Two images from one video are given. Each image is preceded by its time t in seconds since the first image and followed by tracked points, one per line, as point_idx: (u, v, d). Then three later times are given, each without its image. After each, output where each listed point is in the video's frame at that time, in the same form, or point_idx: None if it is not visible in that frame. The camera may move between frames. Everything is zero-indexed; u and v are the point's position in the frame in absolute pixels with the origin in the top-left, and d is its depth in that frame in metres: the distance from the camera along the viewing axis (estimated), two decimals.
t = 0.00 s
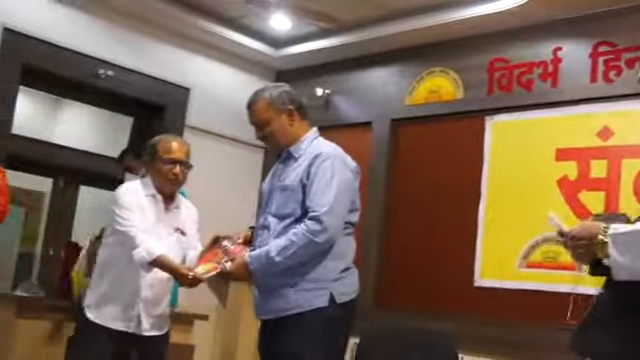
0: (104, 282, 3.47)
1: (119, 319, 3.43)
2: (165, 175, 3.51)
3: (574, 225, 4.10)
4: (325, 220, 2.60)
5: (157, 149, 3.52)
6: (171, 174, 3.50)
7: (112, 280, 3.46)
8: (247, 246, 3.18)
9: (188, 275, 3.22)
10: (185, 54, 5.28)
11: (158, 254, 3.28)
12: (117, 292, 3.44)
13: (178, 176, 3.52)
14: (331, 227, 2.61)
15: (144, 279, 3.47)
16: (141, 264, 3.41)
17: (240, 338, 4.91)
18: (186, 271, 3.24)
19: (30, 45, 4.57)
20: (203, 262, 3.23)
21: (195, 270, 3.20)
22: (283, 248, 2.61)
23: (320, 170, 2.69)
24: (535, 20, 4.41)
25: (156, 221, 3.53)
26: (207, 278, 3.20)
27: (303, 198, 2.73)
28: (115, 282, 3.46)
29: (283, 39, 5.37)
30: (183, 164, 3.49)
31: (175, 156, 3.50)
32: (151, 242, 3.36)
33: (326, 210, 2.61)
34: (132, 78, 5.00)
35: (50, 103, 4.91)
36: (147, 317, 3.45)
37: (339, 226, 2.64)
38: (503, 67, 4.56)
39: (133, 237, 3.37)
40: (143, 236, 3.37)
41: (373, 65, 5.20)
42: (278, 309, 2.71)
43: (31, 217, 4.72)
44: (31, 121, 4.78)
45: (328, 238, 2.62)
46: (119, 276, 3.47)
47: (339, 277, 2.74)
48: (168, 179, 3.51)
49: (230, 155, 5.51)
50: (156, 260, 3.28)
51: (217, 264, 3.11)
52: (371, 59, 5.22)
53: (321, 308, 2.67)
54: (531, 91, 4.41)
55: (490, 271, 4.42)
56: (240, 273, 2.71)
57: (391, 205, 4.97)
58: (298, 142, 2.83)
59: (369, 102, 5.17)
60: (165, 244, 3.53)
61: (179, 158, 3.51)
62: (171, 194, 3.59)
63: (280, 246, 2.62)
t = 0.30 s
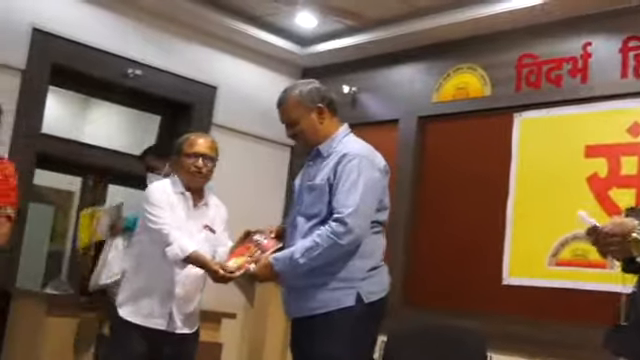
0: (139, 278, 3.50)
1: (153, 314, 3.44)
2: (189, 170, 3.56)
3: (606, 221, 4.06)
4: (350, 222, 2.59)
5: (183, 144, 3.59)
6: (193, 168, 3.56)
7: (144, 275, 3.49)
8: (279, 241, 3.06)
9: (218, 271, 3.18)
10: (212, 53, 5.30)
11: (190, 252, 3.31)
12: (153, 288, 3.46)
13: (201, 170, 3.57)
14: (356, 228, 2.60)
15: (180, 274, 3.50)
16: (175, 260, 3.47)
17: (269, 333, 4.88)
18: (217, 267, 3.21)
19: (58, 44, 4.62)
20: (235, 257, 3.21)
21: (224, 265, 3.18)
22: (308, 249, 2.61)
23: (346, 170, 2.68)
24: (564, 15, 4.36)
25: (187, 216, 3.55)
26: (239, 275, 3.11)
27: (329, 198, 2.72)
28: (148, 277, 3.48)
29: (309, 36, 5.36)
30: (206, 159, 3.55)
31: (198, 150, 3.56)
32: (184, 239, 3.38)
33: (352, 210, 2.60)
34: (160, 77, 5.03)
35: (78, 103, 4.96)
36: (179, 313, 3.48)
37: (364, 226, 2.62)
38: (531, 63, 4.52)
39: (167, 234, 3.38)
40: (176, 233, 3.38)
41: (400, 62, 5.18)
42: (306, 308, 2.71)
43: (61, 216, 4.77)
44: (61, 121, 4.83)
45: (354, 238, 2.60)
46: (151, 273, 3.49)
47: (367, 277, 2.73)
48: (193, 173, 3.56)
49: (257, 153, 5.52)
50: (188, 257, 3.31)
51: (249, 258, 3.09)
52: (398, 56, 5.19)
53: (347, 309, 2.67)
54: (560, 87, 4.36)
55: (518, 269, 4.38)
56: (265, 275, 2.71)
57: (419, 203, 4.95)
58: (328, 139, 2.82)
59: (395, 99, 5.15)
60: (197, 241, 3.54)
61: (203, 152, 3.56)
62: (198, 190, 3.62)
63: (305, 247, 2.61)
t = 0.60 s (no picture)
0: (159, 277, 3.51)
1: (174, 314, 3.46)
2: (198, 168, 3.58)
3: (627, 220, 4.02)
4: (367, 222, 2.58)
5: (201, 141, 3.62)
6: (202, 165, 3.57)
7: (165, 277, 3.51)
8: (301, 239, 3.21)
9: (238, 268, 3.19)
10: (231, 54, 5.31)
11: (212, 252, 3.32)
12: (173, 286, 3.49)
13: (210, 167, 3.58)
14: (374, 229, 2.60)
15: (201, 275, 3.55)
16: (199, 261, 3.46)
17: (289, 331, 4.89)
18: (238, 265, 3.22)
19: (77, 46, 4.65)
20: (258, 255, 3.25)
21: (246, 261, 3.17)
22: (325, 250, 2.61)
23: (364, 170, 2.68)
24: (584, 13, 4.33)
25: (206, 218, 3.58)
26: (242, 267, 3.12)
27: (348, 198, 2.72)
28: (169, 277, 3.51)
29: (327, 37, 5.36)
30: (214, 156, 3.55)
31: (207, 148, 3.56)
32: (205, 240, 3.39)
33: (370, 209, 2.60)
34: (179, 78, 5.06)
35: (97, 106, 5.00)
36: (200, 314, 3.52)
37: (383, 227, 2.62)
38: (551, 62, 4.49)
39: (187, 236, 3.39)
40: (198, 233, 3.39)
41: (418, 61, 5.16)
42: (327, 308, 2.71)
43: (81, 218, 4.81)
44: (81, 123, 4.88)
45: (371, 239, 2.60)
46: (173, 274, 3.51)
47: (387, 277, 2.72)
48: (203, 171, 3.58)
49: (276, 153, 5.53)
50: (209, 257, 3.32)
51: (272, 255, 3.11)
52: (416, 56, 5.18)
53: (366, 309, 2.66)
54: (581, 86, 4.33)
55: (539, 269, 4.36)
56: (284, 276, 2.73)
57: (438, 202, 4.94)
58: (349, 139, 2.82)
59: (414, 99, 5.13)
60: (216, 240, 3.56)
61: (212, 150, 3.56)
62: (215, 192, 3.66)
63: (323, 248, 2.62)
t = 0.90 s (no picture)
0: (159, 284, 3.50)
1: (172, 322, 3.46)
2: (197, 176, 3.58)
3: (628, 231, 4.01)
4: (367, 232, 2.58)
5: (202, 148, 3.62)
6: (202, 172, 3.57)
7: (165, 285, 3.50)
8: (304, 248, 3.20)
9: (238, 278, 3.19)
10: (233, 62, 5.31)
11: (211, 259, 3.34)
12: (172, 293, 3.48)
13: (210, 175, 3.58)
14: (374, 238, 2.59)
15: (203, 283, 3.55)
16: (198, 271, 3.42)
17: (289, 339, 4.87)
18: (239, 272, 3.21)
19: (79, 53, 4.66)
20: (259, 263, 3.23)
21: (249, 269, 3.16)
22: (324, 261, 2.61)
23: (366, 180, 2.67)
24: (588, 23, 4.33)
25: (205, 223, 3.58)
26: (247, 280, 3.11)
27: (349, 208, 2.71)
28: (169, 283, 3.50)
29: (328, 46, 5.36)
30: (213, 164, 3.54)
31: (206, 155, 3.57)
32: (204, 247, 3.40)
33: (370, 220, 2.59)
34: (181, 86, 5.06)
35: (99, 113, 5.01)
36: (199, 321, 3.52)
37: (383, 237, 2.61)
38: (553, 72, 4.48)
39: (186, 246, 3.39)
40: (197, 242, 3.39)
41: (421, 71, 5.16)
42: (328, 318, 2.71)
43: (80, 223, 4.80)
44: (83, 131, 4.88)
45: (372, 249, 2.59)
46: (172, 281, 3.51)
47: (388, 286, 2.70)
48: (203, 178, 3.57)
49: (278, 161, 5.52)
50: (209, 265, 3.33)
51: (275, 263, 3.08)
52: (419, 65, 5.18)
53: (366, 319, 2.65)
54: (583, 96, 4.32)
55: (540, 279, 4.34)
56: (285, 287, 2.71)
57: (440, 212, 4.92)
58: (352, 147, 2.82)
59: (416, 108, 5.13)
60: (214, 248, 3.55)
61: (211, 157, 3.56)
62: (214, 200, 3.65)
63: (322, 259, 2.61)
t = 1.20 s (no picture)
0: (169, 277, 3.52)
1: (183, 316, 3.47)
2: (204, 170, 3.60)
3: None
4: (380, 226, 2.58)
5: (209, 142, 3.63)
6: (208, 166, 3.59)
7: (175, 280, 3.50)
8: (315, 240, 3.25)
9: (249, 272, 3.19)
10: (242, 57, 5.31)
11: (221, 254, 3.36)
12: (182, 287, 3.49)
13: (217, 169, 3.59)
14: (386, 233, 2.59)
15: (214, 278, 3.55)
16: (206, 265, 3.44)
17: (300, 332, 4.89)
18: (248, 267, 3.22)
19: (89, 49, 4.67)
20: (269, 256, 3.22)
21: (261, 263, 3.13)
22: (337, 256, 2.61)
23: (378, 174, 2.68)
24: (598, 15, 4.31)
25: (213, 217, 3.58)
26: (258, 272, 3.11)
27: (361, 202, 2.72)
28: (179, 277, 3.50)
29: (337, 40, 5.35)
30: (219, 158, 3.56)
31: (211, 149, 3.59)
32: (213, 243, 3.41)
33: (382, 215, 2.59)
34: (191, 82, 5.06)
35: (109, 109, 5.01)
36: (209, 314, 3.54)
37: (395, 231, 2.61)
38: (564, 65, 4.46)
39: (194, 242, 3.39)
40: (206, 238, 3.41)
41: (430, 64, 5.15)
42: (339, 311, 2.71)
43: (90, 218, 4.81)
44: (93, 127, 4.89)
45: (384, 244, 2.59)
46: (183, 276, 3.51)
47: (399, 281, 2.70)
48: (210, 173, 3.58)
49: (287, 156, 5.52)
50: (217, 261, 3.36)
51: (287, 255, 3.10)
52: (428, 59, 5.16)
53: (377, 313, 2.65)
54: (593, 89, 4.31)
55: (551, 273, 4.34)
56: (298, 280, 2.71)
57: (449, 207, 4.91)
58: (364, 141, 2.82)
59: (426, 102, 5.12)
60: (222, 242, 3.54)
61: (216, 151, 3.58)
62: (222, 194, 3.66)
63: (335, 254, 2.62)
